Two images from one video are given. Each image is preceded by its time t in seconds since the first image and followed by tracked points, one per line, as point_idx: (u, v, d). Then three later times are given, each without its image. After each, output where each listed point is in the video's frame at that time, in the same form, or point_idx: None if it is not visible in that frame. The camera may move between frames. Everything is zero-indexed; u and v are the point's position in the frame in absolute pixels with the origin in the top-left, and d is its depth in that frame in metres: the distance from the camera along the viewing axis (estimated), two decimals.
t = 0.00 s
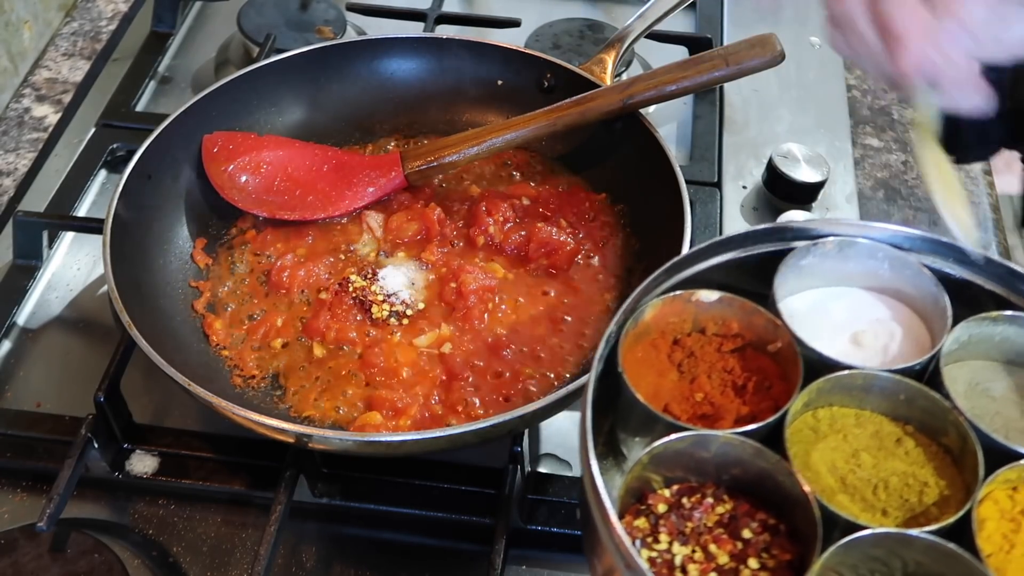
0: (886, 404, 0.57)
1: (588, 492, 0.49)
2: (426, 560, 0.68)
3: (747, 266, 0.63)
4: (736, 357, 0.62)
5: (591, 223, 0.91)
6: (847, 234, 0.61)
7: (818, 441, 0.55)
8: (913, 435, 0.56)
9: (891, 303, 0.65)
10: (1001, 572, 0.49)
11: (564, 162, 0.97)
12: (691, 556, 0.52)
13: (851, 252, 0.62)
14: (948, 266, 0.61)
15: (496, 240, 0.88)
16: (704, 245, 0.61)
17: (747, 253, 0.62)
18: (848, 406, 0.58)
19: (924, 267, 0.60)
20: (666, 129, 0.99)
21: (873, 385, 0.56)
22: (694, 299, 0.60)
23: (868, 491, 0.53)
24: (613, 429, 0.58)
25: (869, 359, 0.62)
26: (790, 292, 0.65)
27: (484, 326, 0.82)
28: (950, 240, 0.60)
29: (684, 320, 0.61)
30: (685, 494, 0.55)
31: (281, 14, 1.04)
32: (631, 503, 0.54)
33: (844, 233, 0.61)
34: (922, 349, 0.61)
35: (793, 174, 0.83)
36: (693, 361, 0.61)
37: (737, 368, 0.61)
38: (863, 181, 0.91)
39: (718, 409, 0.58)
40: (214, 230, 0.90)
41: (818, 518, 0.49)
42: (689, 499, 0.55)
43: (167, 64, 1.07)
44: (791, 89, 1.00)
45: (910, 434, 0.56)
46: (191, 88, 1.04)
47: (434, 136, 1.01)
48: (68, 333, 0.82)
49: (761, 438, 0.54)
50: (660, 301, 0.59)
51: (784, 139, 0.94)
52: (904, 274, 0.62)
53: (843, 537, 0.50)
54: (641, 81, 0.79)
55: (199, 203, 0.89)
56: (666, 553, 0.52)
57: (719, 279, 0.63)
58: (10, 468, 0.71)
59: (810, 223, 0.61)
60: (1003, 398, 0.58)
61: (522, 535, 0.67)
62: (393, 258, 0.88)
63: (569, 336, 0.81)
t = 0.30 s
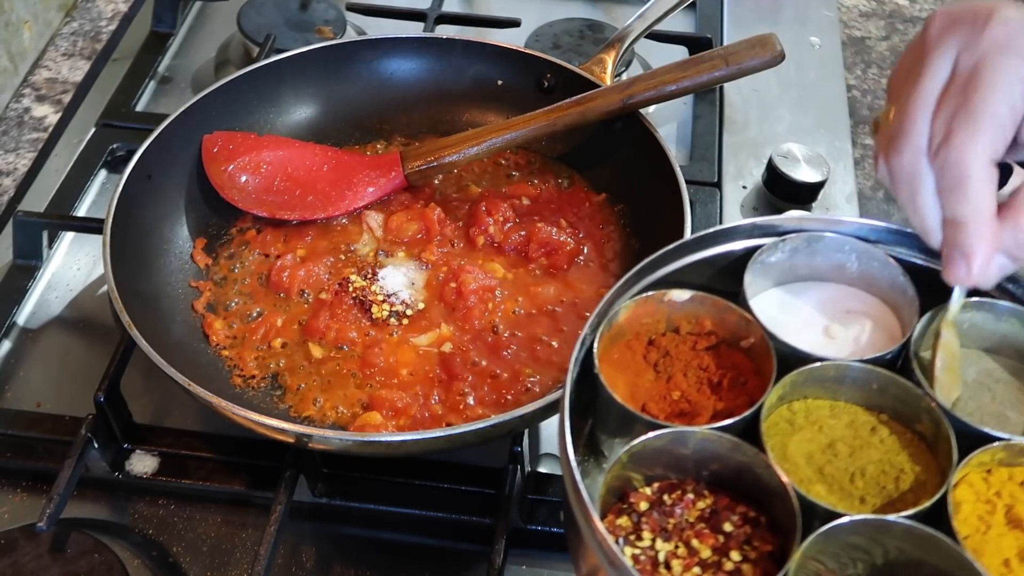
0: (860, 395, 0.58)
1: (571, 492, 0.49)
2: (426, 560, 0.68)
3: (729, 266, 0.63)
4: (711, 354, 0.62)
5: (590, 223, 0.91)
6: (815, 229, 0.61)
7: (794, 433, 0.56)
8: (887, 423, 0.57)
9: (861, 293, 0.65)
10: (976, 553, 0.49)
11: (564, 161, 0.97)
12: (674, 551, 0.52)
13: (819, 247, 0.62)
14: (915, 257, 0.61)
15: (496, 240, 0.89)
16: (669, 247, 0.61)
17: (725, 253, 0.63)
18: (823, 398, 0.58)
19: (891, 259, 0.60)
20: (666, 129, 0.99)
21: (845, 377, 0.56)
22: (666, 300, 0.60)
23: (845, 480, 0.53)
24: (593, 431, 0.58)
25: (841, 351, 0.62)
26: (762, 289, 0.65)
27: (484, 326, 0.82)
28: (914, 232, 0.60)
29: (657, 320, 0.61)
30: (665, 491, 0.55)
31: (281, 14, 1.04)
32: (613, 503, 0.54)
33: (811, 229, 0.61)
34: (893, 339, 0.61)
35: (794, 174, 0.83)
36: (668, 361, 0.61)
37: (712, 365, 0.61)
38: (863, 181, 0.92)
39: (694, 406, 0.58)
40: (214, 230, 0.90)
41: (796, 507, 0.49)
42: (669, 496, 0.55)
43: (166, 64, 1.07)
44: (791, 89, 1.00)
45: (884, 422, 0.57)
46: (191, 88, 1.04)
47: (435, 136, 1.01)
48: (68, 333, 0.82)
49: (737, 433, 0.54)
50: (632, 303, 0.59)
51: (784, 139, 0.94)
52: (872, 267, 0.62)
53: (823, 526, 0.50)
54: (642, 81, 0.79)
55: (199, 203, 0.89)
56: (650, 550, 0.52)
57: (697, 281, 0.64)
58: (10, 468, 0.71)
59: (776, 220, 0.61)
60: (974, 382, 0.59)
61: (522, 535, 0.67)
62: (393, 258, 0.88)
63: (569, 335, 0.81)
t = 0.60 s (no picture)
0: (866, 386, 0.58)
1: (579, 467, 0.49)
2: (426, 560, 0.68)
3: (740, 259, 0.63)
4: (718, 347, 0.62)
5: (590, 223, 0.91)
6: (821, 229, 0.61)
7: (799, 420, 0.56)
8: (892, 416, 0.57)
9: (864, 296, 0.65)
10: (982, 537, 0.49)
11: (564, 162, 0.97)
12: (678, 530, 0.52)
13: (825, 247, 0.62)
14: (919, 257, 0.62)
15: (496, 240, 0.89)
16: (682, 236, 0.60)
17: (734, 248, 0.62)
18: (827, 389, 0.58)
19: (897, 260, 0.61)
20: (666, 129, 0.99)
21: (851, 367, 0.56)
22: (676, 289, 0.59)
23: (850, 466, 0.53)
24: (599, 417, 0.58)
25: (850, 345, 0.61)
26: (767, 289, 0.64)
27: (484, 326, 0.82)
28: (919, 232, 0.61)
29: (665, 311, 0.61)
30: (671, 472, 0.55)
31: (281, 14, 1.04)
32: (619, 482, 0.54)
33: (818, 229, 0.61)
34: (897, 334, 0.61)
35: (794, 174, 0.83)
36: (675, 352, 0.61)
37: (718, 357, 0.60)
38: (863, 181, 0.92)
39: (701, 395, 0.57)
40: (214, 230, 0.90)
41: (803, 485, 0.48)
42: (676, 477, 0.55)
43: (167, 64, 1.07)
44: (791, 89, 1.00)
45: (889, 414, 0.57)
46: (191, 88, 1.04)
47: (434, 136, 1.01)
48: (68, 333, 0.82)
49: (745, 412, 0.54)
50: (642, 291, 0.58)
51: (784, 139, 0.94)
52: (877, 267, 0.62)
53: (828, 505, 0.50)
54: (642, 81, 0.79)
55: (199, 202, 0.89)
56: (654, 527, 0.52)
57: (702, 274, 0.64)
58: (10, 468, 0.71)
59: (785, 219, 0.61)
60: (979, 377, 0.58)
61: (522, 536, 0.67)
62: (394, 258, 0.88)
63: (569, 336, 0.81)
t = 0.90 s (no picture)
0: (855, 373, 0.57)
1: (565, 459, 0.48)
2: (427, 561, 0.68)
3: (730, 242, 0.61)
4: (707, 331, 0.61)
5: (590, 223, 0.91)
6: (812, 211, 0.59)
7: (787, 408, 0.55)
8: (881, 403, 0.56)
9: (855, 280, 0.62)
10: (968, 531, 0.49)
11: (564, 161, 0.97)
12: (663, 520, 0.52)
13: (817, 229, 0.60)
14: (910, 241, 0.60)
15: (496, 240, 0.89)
16: (672, 219, 0.59)
17: (726, 231, 0.60)
18: (817, 376, 0.58)
19: (889, 243, 0.59)
20: (666, 129, 0.99)
21: (840, 354, 0.55)
22: (665, 274, 0.58)
23: (837, 456, 0.53)
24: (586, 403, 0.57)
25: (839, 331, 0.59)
26: (757, 271, 0.62)
27: (484, 326, 0.82)
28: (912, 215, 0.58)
29: (654, 295, 0.60)
30: (657, 461, 0.55)
31: (281, 14, 1.04)
32: (604, 470, 0.54)
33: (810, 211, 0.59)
34: (888, 320, 0.59)
35: (793, 174, 0.83)
36: (664, 336, 0.60)
37: (707, 342, 0.60)
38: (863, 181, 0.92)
39: (689, 380, 0.57)
40: (214, 230, 0.90)
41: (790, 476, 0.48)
42: (661, 466, 0.55)
43: (167, 64, 1.07)
44: (791, 89, 1.00)
45: (878, 402, 0.56)
46: (191, 88, 1.04)
47: (434, 136, 1.01)
48: (68, 333, 0.82)
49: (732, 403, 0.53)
50: (631, 275, 0.57)
51: (784, 139, 0.94)
52: (869, 251, 0.60)
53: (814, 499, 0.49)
54: (642, 81, 0.79)
55: (199, 202, 0.89)
56: (639, 517, 0.52)
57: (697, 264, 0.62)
58: (9, 468, 0.71)
59: (776, 200, 0.59)
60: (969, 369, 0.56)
61: (522, 536, 0.67)
62: (393, 258, 0.88)
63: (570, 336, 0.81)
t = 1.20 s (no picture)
0: (834, 360, 0.57)
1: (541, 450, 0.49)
2: (427, 561, 0.68)
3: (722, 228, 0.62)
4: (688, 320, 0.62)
5: (590, 223, 0.91)
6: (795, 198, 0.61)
7: (766, 396, 0.56)
8: (860, 390, 0.56)
9: (838, 266, 0.64)
10: (939, 517, 0.48)
11: (564, 161, 0.97)
12: (642, 509, 0.52)
13: (800, 216, 0.62)
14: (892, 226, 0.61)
15: (496, 240, 0.89)
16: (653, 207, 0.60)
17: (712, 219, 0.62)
18: (797, 363, 0.58)
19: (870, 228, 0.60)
20: (666, 129, 0.99)
21: (818, 342, 0.56)
22: (645, 264, 0.60)
23: (814, 443, 0.53)
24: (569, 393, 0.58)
25: (821, 316, 0.61)
26: (740, 257, 0.64)
27: (484, 326, 0.82)
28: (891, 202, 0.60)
29: (636, 284, 0.61)
30: (637, 450, 0.55)
31: (281, 14, 1.04)
32: (583, 461, 0.54)
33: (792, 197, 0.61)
34: (870, 305, 0.61)
35: (794, 174, 0.83)
36: (646, 325, 0.61)
37: (688, 330, 0.61)
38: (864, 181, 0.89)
39: (670, 368, 0.58)
40: (214, 230, 0.90)
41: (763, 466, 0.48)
42: (640, 455, 0.54)
43: (167, 64, 1.07)
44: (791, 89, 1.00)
45: (857, 388, 0.57)
46: (191, 88, 1.04)
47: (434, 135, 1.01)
48: (68, 333, 0.82)
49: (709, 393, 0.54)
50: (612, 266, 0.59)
51: (784, 139, 0.95)
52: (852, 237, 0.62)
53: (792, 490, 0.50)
54: (642, 81, 0.79)
55: (199, 202, 0.89)
56: (618, 507, 0.51)
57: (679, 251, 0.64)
58: (10, 468, 0.71)
59: (760, 188, 0.60)
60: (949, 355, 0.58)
61: (522, 536, 0.67)
62: (393, 258, 0.88)
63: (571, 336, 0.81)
